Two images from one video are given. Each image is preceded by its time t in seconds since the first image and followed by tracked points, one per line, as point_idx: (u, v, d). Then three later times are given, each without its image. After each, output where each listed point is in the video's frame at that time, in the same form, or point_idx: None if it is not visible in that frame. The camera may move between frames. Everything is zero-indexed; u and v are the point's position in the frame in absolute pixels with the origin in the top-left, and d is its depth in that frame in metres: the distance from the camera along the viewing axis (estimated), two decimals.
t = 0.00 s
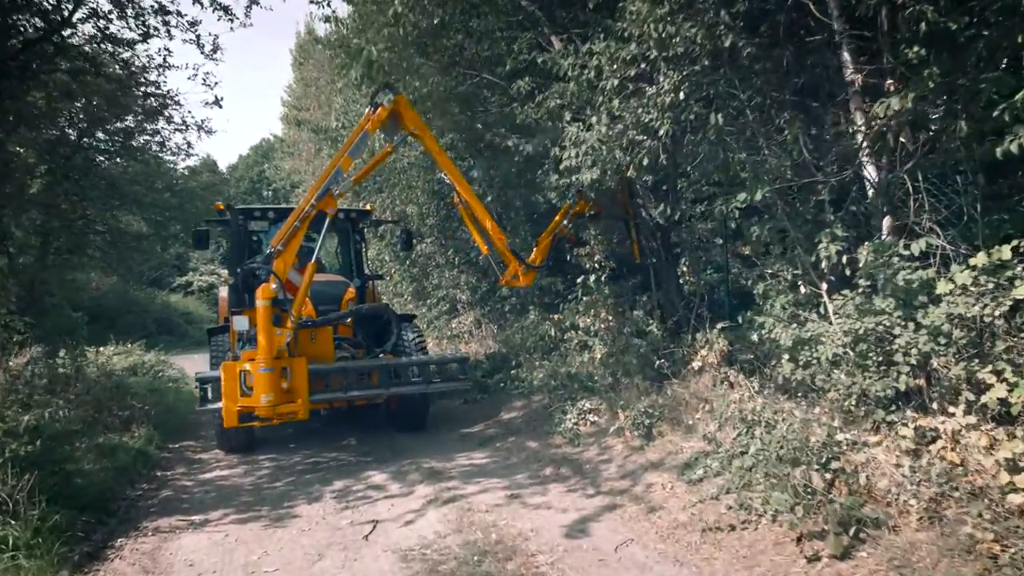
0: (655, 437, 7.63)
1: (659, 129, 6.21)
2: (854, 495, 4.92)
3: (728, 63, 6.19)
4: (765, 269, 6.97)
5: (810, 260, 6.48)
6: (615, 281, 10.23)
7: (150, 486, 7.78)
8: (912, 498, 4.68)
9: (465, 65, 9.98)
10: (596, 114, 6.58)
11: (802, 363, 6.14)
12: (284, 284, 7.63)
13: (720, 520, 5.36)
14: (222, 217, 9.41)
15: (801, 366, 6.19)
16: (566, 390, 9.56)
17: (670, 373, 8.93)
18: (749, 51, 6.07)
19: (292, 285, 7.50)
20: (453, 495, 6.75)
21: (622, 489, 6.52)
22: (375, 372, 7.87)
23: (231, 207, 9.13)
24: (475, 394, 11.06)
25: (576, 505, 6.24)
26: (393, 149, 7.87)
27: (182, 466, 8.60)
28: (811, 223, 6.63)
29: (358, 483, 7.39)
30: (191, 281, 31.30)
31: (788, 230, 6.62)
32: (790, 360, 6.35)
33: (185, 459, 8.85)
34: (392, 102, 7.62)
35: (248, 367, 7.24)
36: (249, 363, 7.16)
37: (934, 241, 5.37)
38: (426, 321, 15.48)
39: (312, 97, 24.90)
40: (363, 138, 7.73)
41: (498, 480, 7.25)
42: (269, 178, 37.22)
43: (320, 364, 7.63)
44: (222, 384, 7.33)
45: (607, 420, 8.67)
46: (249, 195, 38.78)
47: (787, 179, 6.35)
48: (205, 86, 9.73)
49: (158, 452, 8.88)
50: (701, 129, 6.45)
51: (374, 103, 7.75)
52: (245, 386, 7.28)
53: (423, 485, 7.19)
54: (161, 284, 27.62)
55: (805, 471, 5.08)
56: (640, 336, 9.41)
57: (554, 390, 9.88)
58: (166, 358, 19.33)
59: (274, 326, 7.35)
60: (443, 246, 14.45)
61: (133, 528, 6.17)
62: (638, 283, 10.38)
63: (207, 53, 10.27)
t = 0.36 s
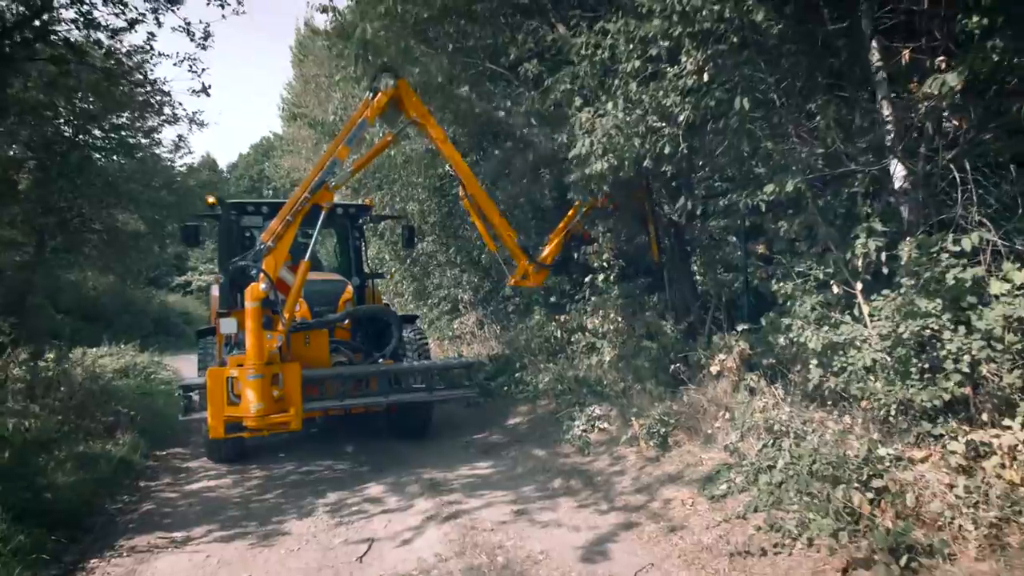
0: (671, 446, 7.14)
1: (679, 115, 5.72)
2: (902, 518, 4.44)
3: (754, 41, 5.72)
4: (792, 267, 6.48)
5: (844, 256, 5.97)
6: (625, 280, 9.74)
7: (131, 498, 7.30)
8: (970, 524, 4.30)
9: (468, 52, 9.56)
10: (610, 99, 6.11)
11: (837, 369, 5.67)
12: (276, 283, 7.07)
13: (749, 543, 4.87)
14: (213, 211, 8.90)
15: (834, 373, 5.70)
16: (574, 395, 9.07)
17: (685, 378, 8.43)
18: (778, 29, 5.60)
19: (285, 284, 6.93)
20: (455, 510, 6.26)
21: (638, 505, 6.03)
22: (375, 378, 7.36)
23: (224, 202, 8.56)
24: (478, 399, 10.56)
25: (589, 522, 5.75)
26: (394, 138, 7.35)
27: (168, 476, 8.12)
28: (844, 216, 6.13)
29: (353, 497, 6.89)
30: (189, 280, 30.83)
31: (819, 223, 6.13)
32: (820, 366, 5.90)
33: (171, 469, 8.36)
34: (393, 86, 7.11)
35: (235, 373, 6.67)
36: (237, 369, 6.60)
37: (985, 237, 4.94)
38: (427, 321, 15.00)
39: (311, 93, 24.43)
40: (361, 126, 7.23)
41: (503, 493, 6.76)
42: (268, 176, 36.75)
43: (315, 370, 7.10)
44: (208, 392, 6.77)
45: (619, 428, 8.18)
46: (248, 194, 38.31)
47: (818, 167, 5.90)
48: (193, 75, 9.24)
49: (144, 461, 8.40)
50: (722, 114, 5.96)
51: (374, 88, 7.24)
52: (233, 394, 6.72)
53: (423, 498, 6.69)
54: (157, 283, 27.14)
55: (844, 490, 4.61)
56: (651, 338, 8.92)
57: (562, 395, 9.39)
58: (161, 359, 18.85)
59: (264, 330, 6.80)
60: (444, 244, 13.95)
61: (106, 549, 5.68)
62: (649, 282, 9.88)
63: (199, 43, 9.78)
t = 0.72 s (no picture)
0: (688, 458, 6.69)
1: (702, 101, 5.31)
2: (959, 546, 4.20)
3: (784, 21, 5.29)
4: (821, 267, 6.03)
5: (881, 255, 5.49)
6: (636, 281, 9.31)
7: (113, 514, 6.84)
8: None
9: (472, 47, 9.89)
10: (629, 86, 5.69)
11: (877, 376, 5.24)
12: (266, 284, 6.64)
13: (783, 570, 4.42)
14: (205, 209, 8.46)
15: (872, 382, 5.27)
16: (582, 403, 8.62)
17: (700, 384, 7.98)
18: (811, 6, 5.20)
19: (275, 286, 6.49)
20: (458, 530, 5.80)
21: (656, 523, 5.58)
22: (375, 388, 6.82)
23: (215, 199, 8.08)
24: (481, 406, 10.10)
25: (604, 543, 5.31)
26: (394, 126, 6.96)
27: (154, 488, 7.67)
28: (881, 212, 5.69)
29: (349, 513, 6.43)
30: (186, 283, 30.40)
31: (853, 219, 5.66)
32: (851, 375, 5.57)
33: (157, 481, 7.90)
34: (392, 72, 6.74)
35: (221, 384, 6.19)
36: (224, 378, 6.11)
37: None
38: (427, 324, 14.58)
39: (311, 92, 24.05)
40: (358, 114, 6.84)
41: (510, 509, 6.30)
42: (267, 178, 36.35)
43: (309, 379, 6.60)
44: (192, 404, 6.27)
45: (631, 438, 7.73)
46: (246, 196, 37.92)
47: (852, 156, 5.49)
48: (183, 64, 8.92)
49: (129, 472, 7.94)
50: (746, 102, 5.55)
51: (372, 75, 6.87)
52: (219, 406, 6.23)
53: (423, 516, 6.23)
54: (153, 286, 26.70)
55: (892, 514, 4.35)
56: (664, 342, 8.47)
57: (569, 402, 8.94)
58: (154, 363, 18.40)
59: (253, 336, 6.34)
60: (445, 245, 13.52)
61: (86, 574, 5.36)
62: (661, 284, 9.43)
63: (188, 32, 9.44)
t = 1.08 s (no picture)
0: (707, 474, 6.24)
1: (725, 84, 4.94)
2: None
3: (814, 2, 4.97)
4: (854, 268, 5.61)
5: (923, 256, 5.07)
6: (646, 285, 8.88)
7: (91, 535, 6.38)
8: None
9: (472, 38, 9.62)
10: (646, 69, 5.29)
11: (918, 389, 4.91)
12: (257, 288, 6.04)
13: None
14: (194, 209, 8.01)
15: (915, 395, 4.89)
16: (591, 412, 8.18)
17: (716, 393, 7.53)
18: None
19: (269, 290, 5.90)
20: (462, 555, 5.34)
21: (675, 546, 5.13)
22: (374, 402, 6.28)
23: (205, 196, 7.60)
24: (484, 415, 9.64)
25: (620, 569, 4.86)
26: (396, 118, 6.48)
27: (137, 506, 7.21)
28: (919, 208, 5.19)
29: (344, 535, 5.97)
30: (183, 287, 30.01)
31: (890, 216, 5.21)
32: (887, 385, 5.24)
33: (142, 498, 7.45)
34: (394, 59, 6.26)
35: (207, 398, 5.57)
36: (209, 392, 5.50)
37: None
38: (427, 329, 14.14)
39: (309, 93, 23.71)
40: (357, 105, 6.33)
41: (516, 530, 5.84)
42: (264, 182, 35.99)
43: (303, 391, 6.07)
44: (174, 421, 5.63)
45: (643, 451, 7.28)
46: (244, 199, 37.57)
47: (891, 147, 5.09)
48: (171, 57, 8.72)
49: (112, 488, 7.49)
50: (773, 91, 5.16)
51: (372, 63, 6.38)
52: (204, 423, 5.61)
53: (423, 537, 5.77)
54: (149, 290, 26.30)
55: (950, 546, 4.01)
56: (677, 347, 8.03)
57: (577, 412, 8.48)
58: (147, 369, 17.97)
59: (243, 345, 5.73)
60: (446, 246, 13.09)
61: None
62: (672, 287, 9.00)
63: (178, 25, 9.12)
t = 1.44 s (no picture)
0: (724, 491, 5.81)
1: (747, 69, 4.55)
2: None
3: None
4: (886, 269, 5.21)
5: (966, 256, 4.73)
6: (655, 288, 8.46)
7: (65, 559, 5.94)
8: None
9: (471, 30, 9.22)
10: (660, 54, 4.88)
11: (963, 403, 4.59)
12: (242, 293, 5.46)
13: None
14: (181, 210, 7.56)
15: (959, 408, 4.62)
16: (598, 423, 7.75)
17: (732, 402, 7.10)
18: None
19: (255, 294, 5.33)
20: None
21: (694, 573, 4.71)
22: (371, 417, 5.78)
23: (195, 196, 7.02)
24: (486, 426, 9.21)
25: None
26: (393, 108, 6.05)
27: (117, 526, 6.77)
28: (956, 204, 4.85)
29: (336, 559, 5.53)
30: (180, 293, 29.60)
31: (930, 212, 4.85)
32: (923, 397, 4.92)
33: (123, 517, 7.00)
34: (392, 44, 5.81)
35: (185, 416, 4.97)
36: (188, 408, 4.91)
37: None
38: (426, 335, 13.71)
39: (307, 95, 23.36)
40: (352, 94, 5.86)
41: (521, 553, 5.41)
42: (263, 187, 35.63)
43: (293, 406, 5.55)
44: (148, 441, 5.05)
45: (654, 466, 6.86)
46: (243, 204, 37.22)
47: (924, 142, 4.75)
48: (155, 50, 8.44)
49: (92, 507, 7.06)
50: (798, 78, 4.88)
51: (367, 49, 5.92)
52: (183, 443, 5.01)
53: (421, 562, 5.33)
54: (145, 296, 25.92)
55: None
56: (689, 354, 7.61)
57: (583, 422, 8.06)
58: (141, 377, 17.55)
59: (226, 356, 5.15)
60: (446, 249, 12.68)
61: None
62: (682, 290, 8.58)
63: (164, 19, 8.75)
